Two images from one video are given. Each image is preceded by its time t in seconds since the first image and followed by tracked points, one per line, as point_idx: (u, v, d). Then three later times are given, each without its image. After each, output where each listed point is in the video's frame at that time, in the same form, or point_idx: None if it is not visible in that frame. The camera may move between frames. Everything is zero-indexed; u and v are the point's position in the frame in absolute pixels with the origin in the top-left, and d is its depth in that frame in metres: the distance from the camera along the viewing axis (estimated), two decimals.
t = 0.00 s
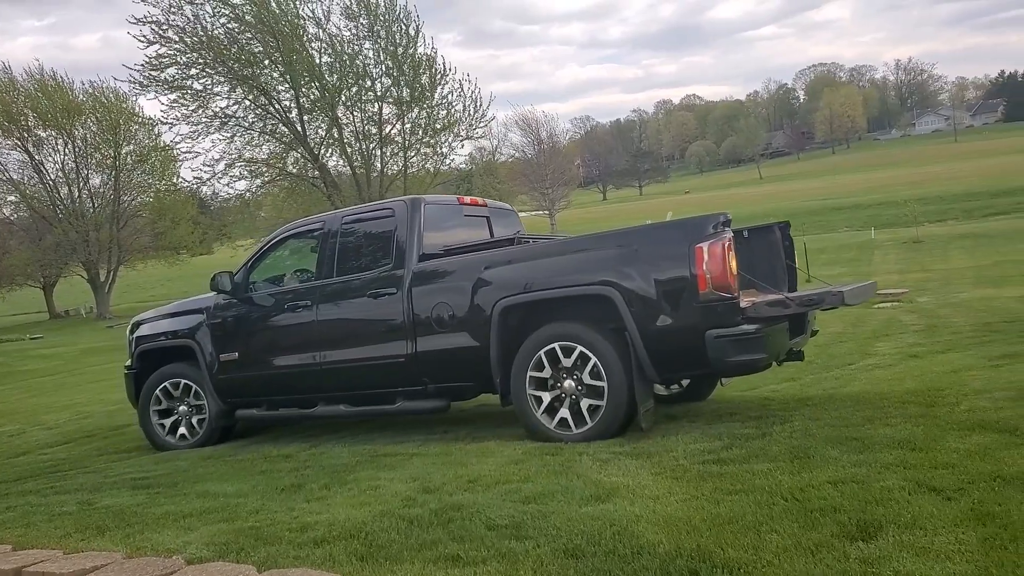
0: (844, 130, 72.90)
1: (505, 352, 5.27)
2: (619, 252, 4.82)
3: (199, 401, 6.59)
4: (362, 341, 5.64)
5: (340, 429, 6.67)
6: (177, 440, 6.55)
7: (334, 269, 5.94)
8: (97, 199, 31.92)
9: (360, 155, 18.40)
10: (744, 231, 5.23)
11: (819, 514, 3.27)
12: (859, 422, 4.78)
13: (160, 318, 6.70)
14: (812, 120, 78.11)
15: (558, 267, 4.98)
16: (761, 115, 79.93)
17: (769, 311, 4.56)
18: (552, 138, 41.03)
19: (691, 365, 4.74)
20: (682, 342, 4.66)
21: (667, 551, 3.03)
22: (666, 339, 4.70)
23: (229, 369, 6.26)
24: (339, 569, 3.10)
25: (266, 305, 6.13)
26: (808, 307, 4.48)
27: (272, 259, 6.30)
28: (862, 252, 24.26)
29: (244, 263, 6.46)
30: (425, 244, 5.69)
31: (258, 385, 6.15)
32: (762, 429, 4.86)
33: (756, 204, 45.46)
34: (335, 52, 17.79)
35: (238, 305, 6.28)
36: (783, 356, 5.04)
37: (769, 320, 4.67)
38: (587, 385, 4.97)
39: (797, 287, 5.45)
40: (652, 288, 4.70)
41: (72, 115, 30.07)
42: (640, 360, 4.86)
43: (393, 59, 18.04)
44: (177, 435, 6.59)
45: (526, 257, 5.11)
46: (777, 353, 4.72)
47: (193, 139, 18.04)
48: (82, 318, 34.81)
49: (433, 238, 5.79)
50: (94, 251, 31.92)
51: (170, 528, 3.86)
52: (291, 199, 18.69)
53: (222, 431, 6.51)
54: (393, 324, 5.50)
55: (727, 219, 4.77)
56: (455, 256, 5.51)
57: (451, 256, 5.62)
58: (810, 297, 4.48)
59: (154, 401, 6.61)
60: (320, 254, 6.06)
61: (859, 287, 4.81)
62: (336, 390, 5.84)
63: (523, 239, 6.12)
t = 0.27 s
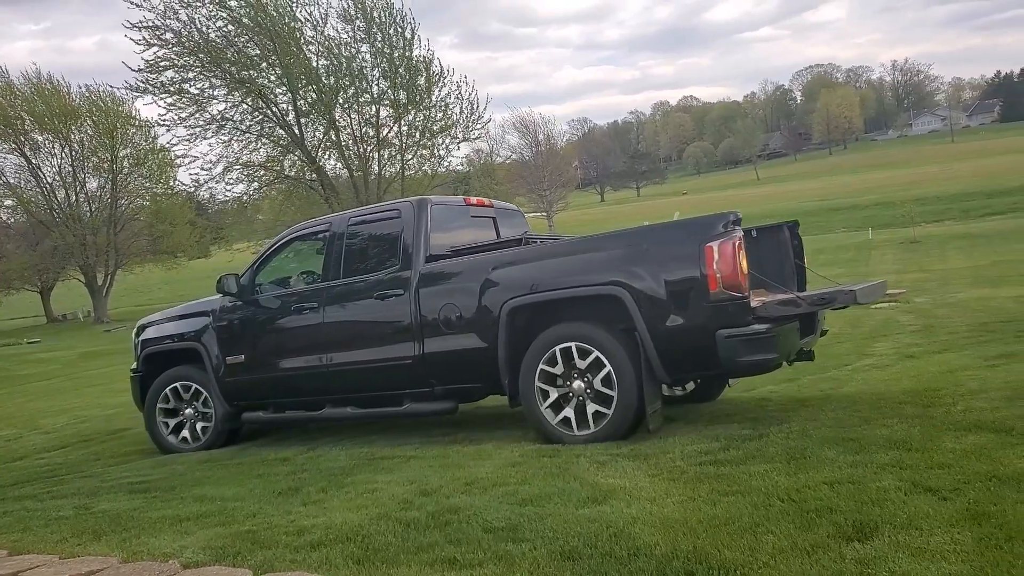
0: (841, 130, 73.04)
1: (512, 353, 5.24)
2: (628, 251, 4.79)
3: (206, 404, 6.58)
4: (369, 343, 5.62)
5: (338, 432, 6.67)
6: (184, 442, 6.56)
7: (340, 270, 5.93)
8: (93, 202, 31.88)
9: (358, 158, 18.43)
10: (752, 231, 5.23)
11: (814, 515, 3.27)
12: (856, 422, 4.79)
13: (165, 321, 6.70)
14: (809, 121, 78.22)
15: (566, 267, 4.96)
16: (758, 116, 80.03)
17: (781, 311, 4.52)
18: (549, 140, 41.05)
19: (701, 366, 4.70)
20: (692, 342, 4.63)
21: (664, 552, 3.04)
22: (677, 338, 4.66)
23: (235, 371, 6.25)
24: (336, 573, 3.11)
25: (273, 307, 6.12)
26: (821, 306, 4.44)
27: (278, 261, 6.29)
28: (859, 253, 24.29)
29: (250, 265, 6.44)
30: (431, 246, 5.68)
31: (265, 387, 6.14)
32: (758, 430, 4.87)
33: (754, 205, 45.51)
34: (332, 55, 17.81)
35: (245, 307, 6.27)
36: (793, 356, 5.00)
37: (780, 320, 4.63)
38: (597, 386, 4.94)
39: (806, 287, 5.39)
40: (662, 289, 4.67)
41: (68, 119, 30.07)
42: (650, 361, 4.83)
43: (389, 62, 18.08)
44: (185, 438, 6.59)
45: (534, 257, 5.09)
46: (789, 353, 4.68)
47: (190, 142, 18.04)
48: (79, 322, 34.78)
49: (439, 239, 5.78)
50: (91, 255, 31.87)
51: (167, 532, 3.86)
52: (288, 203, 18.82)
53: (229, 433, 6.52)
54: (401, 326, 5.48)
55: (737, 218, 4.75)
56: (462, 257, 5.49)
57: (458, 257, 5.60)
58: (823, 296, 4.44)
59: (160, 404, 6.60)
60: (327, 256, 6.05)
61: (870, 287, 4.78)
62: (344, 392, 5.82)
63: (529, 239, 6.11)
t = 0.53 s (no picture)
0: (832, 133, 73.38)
1: (516, 352, 5.20)
2: (634, 249, 4.76)
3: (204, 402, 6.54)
4: (371, 342, 5.58)
5: (327, 433, 6.65)
6: (182, 442, 6.52)
7: (342, 268, 5.89)
8: (82, 200, 31.70)
9: (348, 157, 18.42)
10: (755, 231, 5.21)
11: (800, 516, 3.29)
12: (843, 424, 4.82)
13: (164, 319, 6.67)
14: (800, 124, 78.56)
15: (570, 266, 4.92)
16: (749, 119, 80.34)
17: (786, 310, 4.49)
18: (540, 141, 41.10)
19: (706, 366, 4.68)
20: (697, 342, 4.60)
21: (651, 553, 3.05)
22: (682, 338, 4.63)
23: (234, 370, 6.21)
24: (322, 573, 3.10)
25: (273, 305, 6.08)
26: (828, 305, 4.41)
27: (278, 259, 6.26)
28: (849, 255, 24.38)
29: (251, 263, 6.42)
30: (434, 243, 5.64)
31: (265, 386, 6.11)
32: (746, 431, 4.89)
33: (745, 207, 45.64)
34: (323, 55, 17.82)
35: (245, 305, 6.24)
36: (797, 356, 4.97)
37: (786, 319, 4.61)
38: (600, 386, 4.91)
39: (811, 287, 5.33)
40: (667, 288, 4.64)
41: (56, 116, 29.92)
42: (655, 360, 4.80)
43: (380, 62, 18.09)
44: (183, 438, 6.55)
45: (539, 255, 5.05)
46: (793, 352, 4.66)
47: (180, 140, 18.00)
48: (66, 321, 34.54)
49: (441, 237, 5.73)
50: (79, 254, 31.66)
51: (153, 533, 3.84)
52: (278, 202, 18.80)
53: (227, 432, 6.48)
54: (402, 325, 5.45)
55: (743, 217, 4.72)
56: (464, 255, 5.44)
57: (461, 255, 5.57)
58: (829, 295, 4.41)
59: (158, 403, 6.56)
60: (328, 253, 6.01)
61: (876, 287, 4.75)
62: (344, 391, 5.78)
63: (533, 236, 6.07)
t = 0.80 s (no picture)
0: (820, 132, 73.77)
1: (520, 352, 5.15)
2: (639, 247, 4.71)
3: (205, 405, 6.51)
4: (374, 343, 5.52)
5: (318, 437, 6.63)
6: (184, 445, 6.49)
7: (343, 269, 5.84)
8: (68, 205, 31.50)
9: (337, 160, 18.41)
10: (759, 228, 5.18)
11: (789, 513, 3.31)
12: (833, 421, 4.85)
13: (165, 322, 6.63)
14: (788, 123, 78.92)
15: (576, 264, 4.87)
16: (738, 119, 80.63)
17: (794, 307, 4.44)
18: (529, 142, 41.17)
19: (714, 365, 4.63)
20: (705, 340, 4.55)
21: (641, 552, 3.06)
22: (689, 336, 4.57)
23: (236, 372, 6.18)
24: None
25: (274, 307, 6.04)
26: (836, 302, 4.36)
27: (279, 261, 6.22)
28: (838, 254, 24.49)
29: (252, 264, 6.37)
30: (437, 243, 5.58)
31: (268, 388, 6.06)
32: (735, 430, 4.91)
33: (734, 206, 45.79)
34: (310, 57, 17.81)
35: (246, 307, 6.20)
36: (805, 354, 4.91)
37: (794, 316, 4.55)
38: (607, 386, 4.85)
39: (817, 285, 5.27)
40: (675, 287, 4.58)
41: (41, 121, 29.77)
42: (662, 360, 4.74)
43: (368, 64, 18.08)
44: (185, 442, 6.52)
45: (543, 254, 5.01)
46: (801, 351, 4.61)
47: (167, 144, 17.95)
48: (54, 327, 34.29)
49: (444, 237, 5.67)
50: (65, 259, 31.43)
51: (142, 539, 3.83)
52: (267, 205, 18.77)
53: (228, 435, 6.44)
54: (405, 326, 5.39)
55: (749, 213, 4.68)
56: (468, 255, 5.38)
57: (465, 254, 5.52)
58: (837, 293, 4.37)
59: (159, 407, 6.53)
60: (329, 254, 5.96)
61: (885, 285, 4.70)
62: (347, 393, 5.73)
63: (538, 235, 6.01)
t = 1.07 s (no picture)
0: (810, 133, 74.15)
1: (524, 351, 5.10)
2: (645, 245, 4.67)
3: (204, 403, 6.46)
4: (376, 340, 5.48)
5: (308, 436, 6.60)
6: (183, 443, 6.43)
7: (345, 266, 5.80)
8: (55, 203, 31.28)
9: (326, 159, 18.39)
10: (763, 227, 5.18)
11: (776, 512, 3.33)
12: (820, 421, 4.87)
13: (166, 318, 6.60)
14: (778, 124, 79.28)
15: (581, 261, 4.81)
16: (728, 120, 80.93)
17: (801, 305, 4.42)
18: (520, 141, 41.22)
19: (721, 364, 4.59)
20: (710, 339, 4.51)
21: (629, 551, 3.07)
22: (695, 335, 4.53)
23: (236, 368, 6.14)
24: None
25: (275, 304, 6.01)
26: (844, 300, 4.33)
27: (280, 257, 6.18)
28: (828, 255, 24.62)
29: (253, 261, 6.35)
30: (440, 240, 5.53)
31: (269, 385, 6.02)
32: (723, 429, 4.93)
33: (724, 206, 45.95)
34: (300, 55, 17.79)
35: (247, 304, 6.17)
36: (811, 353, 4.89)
37: (801, 315, 4.53)
38: (612, 384, 4.80)
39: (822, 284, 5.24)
40: (682, 286, 4.54)
41: (28, 117, 29.57)
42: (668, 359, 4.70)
43: (358, 62, 18.06)
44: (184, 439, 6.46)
45: (548, 251, 4.95)
46: (807, 350, 4.59)
47: (156, 141, 17.87)
48: (40, 326, 34.03)
49: (448, 234, 5.61)
50: (52, 257, 31.20)
51: (129, 538, 3.80)
52: (256, 203, 18.69)
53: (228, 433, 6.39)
54: (407, 324, 5.35)
55: (757, 211, 4.64)
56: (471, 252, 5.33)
57: (468, 251, 5.48)
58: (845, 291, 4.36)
59: (158, 404, 6.48)
60: (330, 251, 5.92)
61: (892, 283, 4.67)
62: (349, 390, 5.68)
63: (542, 232, 5.95)
